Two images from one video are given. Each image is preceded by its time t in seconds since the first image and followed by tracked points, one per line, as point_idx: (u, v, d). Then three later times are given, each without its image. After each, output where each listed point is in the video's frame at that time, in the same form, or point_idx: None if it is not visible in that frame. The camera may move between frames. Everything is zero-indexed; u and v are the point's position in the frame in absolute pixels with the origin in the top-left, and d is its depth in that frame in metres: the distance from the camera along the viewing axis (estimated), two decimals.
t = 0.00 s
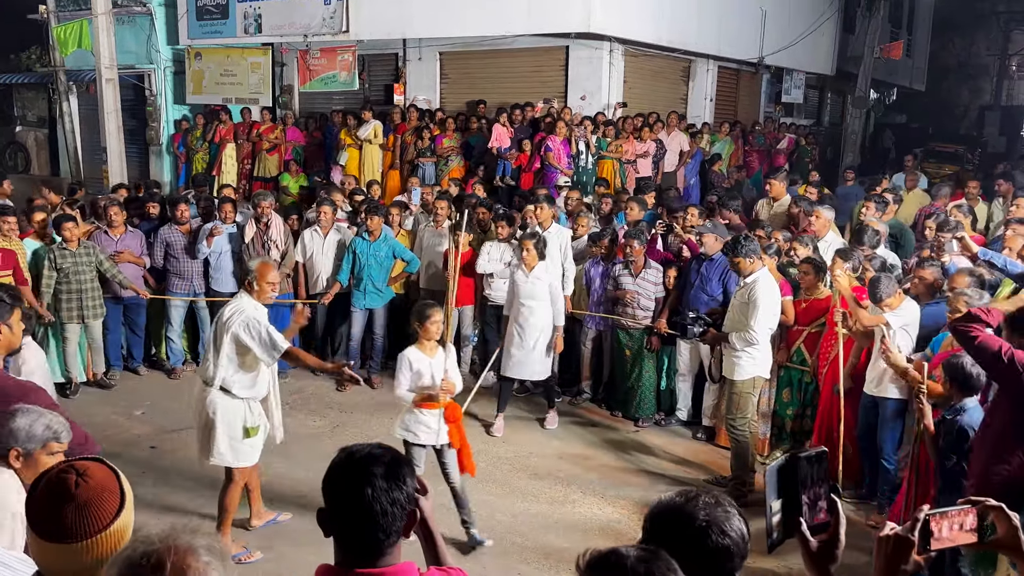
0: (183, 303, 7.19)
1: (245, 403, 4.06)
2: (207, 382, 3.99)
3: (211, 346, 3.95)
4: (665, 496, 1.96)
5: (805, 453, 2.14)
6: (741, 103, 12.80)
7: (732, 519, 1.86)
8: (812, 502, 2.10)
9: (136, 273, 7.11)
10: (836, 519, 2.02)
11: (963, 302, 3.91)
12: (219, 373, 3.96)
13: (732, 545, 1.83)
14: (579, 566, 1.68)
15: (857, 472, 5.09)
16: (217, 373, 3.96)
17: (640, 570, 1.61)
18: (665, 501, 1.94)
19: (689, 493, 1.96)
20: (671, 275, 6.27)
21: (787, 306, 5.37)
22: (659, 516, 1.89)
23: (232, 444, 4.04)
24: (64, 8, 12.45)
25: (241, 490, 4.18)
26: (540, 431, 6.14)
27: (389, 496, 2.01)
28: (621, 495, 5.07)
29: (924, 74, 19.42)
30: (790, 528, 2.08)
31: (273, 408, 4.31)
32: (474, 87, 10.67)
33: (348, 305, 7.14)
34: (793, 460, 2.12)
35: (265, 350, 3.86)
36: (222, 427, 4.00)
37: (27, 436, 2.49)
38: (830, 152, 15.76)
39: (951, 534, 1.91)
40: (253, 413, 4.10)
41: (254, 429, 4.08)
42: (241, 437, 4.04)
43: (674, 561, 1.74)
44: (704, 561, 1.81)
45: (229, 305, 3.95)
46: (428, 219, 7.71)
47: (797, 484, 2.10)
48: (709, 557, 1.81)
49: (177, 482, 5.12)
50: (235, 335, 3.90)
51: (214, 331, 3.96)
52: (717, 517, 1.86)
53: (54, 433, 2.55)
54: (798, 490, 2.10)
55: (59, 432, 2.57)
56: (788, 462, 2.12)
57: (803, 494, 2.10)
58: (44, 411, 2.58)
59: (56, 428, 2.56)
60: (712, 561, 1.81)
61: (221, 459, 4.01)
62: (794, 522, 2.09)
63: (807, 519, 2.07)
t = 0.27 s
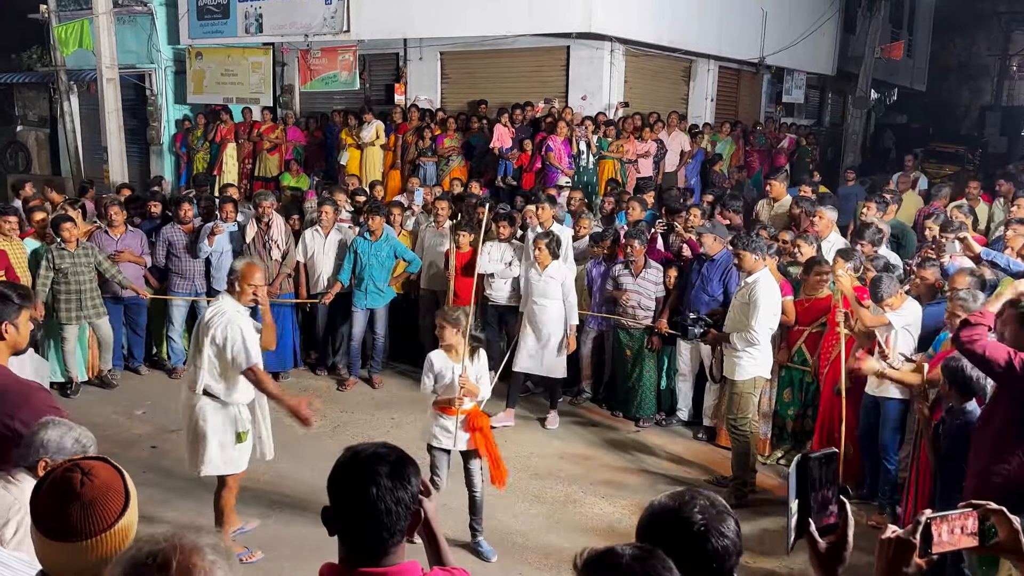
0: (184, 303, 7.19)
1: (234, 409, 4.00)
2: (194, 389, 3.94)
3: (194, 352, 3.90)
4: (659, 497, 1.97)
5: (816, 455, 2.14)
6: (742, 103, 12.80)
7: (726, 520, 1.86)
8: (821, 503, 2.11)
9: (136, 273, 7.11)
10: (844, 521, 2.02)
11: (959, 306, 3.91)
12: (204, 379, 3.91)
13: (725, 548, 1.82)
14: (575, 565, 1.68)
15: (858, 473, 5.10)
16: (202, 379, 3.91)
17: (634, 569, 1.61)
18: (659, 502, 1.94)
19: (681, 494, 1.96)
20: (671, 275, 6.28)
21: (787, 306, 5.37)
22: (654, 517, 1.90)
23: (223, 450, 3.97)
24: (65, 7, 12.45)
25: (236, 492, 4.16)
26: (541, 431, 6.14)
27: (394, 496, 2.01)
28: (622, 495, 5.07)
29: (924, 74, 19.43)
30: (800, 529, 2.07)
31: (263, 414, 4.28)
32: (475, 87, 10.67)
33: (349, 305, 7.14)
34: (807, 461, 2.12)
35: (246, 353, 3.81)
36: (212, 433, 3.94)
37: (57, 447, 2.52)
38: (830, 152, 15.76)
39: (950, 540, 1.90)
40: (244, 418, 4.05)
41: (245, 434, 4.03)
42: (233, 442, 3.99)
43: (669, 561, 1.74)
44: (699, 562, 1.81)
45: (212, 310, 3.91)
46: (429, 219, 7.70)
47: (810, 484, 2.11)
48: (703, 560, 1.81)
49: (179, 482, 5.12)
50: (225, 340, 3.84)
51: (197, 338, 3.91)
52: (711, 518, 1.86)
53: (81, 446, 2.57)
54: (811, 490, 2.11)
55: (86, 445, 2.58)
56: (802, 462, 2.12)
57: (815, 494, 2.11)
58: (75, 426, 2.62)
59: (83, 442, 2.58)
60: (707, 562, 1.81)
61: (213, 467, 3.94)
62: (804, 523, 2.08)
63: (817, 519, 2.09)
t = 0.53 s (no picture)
0: (185, 303, 7.20)
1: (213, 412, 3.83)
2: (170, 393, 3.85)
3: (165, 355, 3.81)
4: (646, 498, 1.97)
5: (813, 458, 2.13)
6: (742, 104, 12.80)
7: (712, 521, 1.87)
8: (818, 507, 2.09)
9: (137, 273, 7.11)
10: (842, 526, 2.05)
11: (948, 304, 3.86)
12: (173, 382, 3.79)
13: (712, 551, 1.83)
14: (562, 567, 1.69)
15: (857, 472, 5.11)
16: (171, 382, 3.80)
17: (622, 570, 1.61)
18: (645, 504, 1.95)
19: (667, 495, 1.96)
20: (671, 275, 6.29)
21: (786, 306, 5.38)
22: (641, 518, 1.90)
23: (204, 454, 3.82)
24: (66, 8, 12.48)
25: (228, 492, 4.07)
26: (541, 431, 6.15)
27: (393, 495, 2.01)
28: (623, 495, 5.08)
29: (925, 74, 19.43)
30: (796, 533, 2.08)
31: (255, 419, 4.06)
32: (476, 88, 10.68)
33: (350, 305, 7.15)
34: (802, 465, 2.11)
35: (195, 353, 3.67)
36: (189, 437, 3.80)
37: (63, 447, 2.57)
38: (831, 152, 15.76)
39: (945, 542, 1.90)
40: (226, 422, 3.87)
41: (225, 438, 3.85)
42: (213, 447, 3.82)
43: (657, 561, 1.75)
44: (686, 563, 1.81)
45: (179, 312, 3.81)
46: (429, 219, 7.70)
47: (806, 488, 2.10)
48: (689, 562, 1.81)
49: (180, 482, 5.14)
50: (182, 344, 3.69)
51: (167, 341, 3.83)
52: (698, 519, 1.86)
53: (87, 445, 2.64)
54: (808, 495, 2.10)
55: (91, 444, 2.65)
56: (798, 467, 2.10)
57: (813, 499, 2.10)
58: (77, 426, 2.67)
59: (87, 441, 2.64)
60: (694, 564, 1.81)
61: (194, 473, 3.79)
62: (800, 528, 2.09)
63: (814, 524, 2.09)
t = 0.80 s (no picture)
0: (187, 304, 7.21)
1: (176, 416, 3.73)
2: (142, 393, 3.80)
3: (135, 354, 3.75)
4: (638, 497, 1.97)
5: (805, 462, 2.13)
6: (743, 104, 12.79)
7: (705, 521, 1.88)
8: (814, 510, 2.10)
9: (139, 272, 7.11)
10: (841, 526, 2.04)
11: (948, 300, 3.85)
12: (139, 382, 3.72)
13: (705, 551, 1.84)
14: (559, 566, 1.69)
15: (857, 472, 5.11)
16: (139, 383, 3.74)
17: (620, 569, 1.62)
18: (637, 504, 1.95)
19: (661, 493, 1.96)
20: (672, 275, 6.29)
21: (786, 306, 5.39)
22: (634, 518, 1.91)
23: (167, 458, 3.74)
24: (68, 8, 12.51)
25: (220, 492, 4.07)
26: (543, 430, 6.15)
27: (394, 493, 2.02)
28: (624, 494, 5.08)
29: (926, 74, 19.43)
30: (795, 535, 2.08)
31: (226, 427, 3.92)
32: (477, 88, 10.68)
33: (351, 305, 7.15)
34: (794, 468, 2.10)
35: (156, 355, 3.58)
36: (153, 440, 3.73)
37: (60, 445, 2.58)
38: (832, 152, 15.75)
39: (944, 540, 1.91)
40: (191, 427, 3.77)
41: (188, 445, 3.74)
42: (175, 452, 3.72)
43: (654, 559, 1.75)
44: (679, 564, 1.82)
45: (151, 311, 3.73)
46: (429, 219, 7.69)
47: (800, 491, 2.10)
48: (682, 562, 1.82)
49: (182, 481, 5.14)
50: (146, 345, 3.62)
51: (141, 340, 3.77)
52: (692, 519, 1.87)
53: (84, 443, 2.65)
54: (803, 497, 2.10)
55: (88, 441, 2.66)
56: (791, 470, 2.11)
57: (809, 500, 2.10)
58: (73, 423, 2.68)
59: (83, 438, 2.65)
60: (686, 565, 1.82)
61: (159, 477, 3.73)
62: (798, 530, 2.09)
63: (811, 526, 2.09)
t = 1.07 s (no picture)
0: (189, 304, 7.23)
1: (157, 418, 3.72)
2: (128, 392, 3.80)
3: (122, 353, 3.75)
4: (642, 498, 1.97)
5: (804, 464, 2.11)
6: (745, 103, 12.78)
7: (713, 521, 1.87)
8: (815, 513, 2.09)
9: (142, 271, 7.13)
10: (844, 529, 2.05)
11: (951, 297, 3.86)
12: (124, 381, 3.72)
13: (713, 550, 1.84)
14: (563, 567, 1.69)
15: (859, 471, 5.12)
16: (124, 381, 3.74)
17: (624, 568, 1.62)
18: (643, 503, 1.95)
19: (668, 493, 1.96)
20: (674, 275, 6.30)
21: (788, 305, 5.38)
22: (640, 516, 1.91)
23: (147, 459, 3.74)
24: (69, 8, 12.52)
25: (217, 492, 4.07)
26: (545, 430, 6.15)
27: (400, 493, 2.02)
28: (627, 494, 5.08)
29: (927, 73, 19.41)
30: (796, 538, 2.07)
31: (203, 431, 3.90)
32: (478, 88, 10.68)
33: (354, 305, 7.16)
34: (792, 471, 2.09)
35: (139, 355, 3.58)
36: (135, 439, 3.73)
37: (55, 442, 2.59)
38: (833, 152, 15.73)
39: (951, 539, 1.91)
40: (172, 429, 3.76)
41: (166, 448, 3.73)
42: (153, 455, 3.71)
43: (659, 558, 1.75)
44: (687, 562, 1.82)
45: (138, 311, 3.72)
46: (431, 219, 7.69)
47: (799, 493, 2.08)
48: (689, 560, 1.82)
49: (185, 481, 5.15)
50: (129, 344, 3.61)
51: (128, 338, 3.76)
52: (699, 518, 1.87)
53: (79, 439, 2.65)
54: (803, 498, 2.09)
55: (84, 437, 2.67)
56: (787, 473, 2.09)
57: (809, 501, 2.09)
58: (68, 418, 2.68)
59: (79, 434, 2.66)
60: (694, 562, 1.82)
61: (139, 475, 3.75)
62: (798, 532, 2.08)
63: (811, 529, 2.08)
